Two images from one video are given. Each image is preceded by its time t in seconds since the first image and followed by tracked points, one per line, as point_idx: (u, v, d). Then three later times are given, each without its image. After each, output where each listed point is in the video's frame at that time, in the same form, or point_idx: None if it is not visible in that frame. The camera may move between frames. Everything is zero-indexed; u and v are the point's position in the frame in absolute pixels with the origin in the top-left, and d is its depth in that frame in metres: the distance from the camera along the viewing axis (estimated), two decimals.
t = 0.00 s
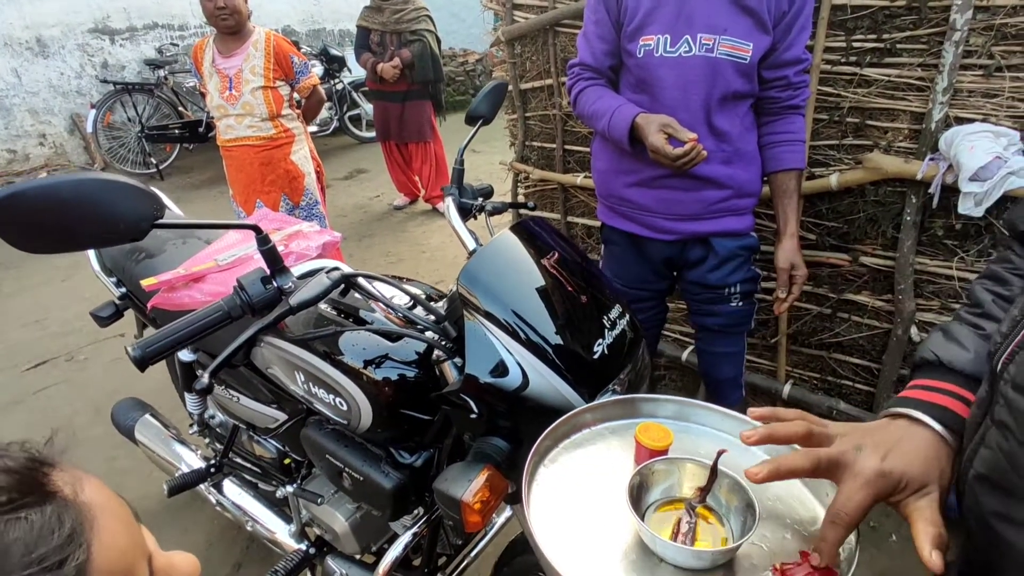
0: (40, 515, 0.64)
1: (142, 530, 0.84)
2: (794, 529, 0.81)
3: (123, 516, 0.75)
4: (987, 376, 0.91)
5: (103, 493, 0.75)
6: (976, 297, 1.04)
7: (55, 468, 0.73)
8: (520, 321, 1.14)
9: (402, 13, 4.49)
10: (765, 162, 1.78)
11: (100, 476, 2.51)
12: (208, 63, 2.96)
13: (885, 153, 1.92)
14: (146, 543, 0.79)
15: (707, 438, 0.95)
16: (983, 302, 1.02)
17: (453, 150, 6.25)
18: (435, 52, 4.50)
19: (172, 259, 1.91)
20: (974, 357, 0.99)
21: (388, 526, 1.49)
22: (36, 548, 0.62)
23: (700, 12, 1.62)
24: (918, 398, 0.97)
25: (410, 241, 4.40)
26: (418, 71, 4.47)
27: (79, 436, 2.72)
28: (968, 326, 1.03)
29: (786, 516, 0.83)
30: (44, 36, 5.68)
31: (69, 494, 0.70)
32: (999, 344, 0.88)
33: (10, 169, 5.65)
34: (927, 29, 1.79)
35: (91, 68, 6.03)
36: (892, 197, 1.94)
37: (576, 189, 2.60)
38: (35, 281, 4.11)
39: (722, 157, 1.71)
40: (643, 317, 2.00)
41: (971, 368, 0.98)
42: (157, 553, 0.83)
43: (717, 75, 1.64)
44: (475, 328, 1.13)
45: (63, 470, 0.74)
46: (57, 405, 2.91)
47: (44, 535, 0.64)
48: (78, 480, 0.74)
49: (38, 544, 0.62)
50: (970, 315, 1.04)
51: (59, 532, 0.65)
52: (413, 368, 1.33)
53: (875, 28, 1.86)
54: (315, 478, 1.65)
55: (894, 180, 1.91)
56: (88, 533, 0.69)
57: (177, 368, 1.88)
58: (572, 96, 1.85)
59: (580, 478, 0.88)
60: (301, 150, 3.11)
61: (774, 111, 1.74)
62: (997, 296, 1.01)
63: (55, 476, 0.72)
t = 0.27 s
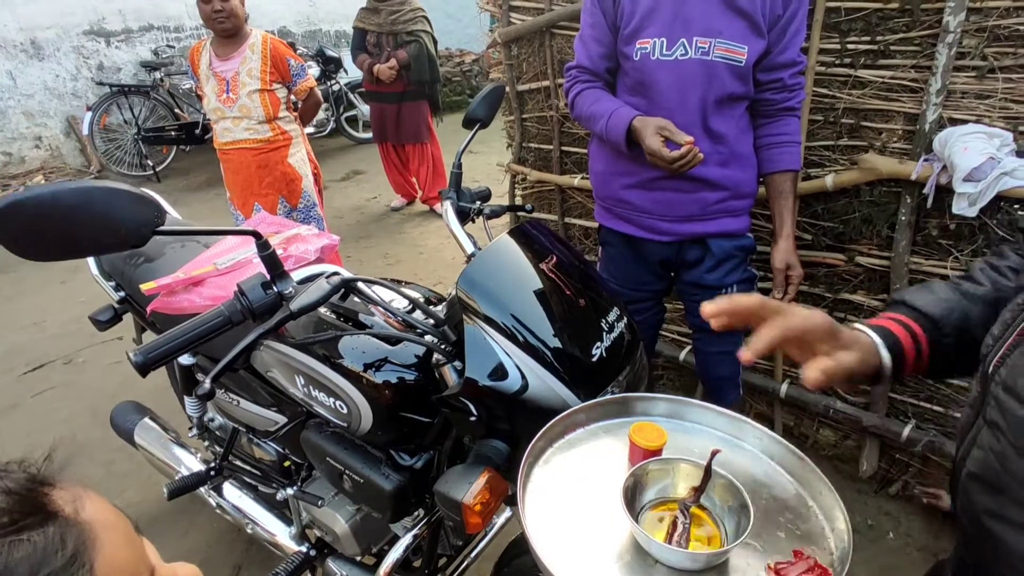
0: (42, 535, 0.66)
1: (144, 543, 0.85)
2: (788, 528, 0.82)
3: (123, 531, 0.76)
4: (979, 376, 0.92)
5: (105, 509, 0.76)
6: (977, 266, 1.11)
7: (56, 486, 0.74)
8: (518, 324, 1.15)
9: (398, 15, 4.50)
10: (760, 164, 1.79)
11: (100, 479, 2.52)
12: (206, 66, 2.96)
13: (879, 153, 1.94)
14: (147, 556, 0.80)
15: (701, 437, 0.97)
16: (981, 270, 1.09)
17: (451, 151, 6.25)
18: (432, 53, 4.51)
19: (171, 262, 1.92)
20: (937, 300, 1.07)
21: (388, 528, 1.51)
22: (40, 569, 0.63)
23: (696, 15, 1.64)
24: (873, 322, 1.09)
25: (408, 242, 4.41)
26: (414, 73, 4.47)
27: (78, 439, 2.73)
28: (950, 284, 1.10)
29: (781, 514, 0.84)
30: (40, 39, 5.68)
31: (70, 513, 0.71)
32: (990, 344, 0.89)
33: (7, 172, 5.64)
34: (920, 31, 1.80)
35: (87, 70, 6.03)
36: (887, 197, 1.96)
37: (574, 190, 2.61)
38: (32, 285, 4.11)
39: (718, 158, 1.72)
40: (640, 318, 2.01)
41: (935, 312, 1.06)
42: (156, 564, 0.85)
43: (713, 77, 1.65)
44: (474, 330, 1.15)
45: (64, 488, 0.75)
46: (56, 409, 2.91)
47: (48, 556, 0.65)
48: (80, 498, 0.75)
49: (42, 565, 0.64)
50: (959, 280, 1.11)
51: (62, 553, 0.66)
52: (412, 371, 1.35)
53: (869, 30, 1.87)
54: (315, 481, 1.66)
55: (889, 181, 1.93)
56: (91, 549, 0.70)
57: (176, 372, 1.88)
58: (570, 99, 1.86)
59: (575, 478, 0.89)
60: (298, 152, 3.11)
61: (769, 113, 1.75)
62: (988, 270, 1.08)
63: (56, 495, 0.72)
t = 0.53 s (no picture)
0: (34, 544, 0.64)
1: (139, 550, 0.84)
2: (796, 534, 0.82)
3: (117, 538, 0.76)
4: (984, 372, 0.92)
5: (98, 516, 0.76)
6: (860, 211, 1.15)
7: (47, 492, 0.73)
8: (518, 321, 1.15)
9: (396, 14, 4.49)
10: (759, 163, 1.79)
11: (99, 480, 2.51)
12: (203, 66, 2.96)
13: (879, 151, 1.93)
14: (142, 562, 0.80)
15: (704, 444, 0.96)
16: (857, 221, 1.14)
17: (449, 151, 6.25)
18: (430, 52, 4.50)
19: (168, 262, 1.91)
20: (804, 249, 1.15)
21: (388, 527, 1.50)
22: None
23: (694, 13, 1.63)
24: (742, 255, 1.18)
25: (407, 242, 4.40)
26: (412, 72, 4.47)
27: (76, 440, 2.72)
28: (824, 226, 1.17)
29: (789, 519, 0.84)
30: (37, 40, 5.66)
31: (62, 520, 0.70)
32: (995, 338, 0.89)
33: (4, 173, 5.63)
34: (919, 28, 1.80)
35: (84, 71, 6.02)
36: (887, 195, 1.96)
37: (572, 188, 2.61)
38: (30, 286, 4.10)
39: (717, 156, 1.72)
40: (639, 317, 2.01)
41: (795, 263, 1.14)
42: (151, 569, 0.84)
43: (712, 74, 1.65)
44: (475, 329, 1.14)
45: (55, 495, 0.74)
46: (54, 410, 2.90)
47: (40, 565, 0.64)
48: (72, 504, 0.74)
49: (35, 573, 0.62)
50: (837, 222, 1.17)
51: (55, 561, 0.65)
52: (412, 369, 1.34)
53: (868, 27, 1.87)
54: (315, 480, 1.65)
55: (888, 179, 1.93)
56: (85, 557, 0.69)
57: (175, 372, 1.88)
58: (569, 97, 1.86)
59: (577, 489, 0.88)
60: (296, 152, 3.11)
61: (769, 110, 1.75)
62: (862, 219, 1.14)
63: (47, 501, 0.72)
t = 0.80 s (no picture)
0: (31, 535, 0.64)
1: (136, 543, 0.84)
2: (801, 535, 0.82)
3: (116, 531, 0.75)
4: (984, 365, 0.92)
5: (96, 507, 0.75)
6: (822, 187, 1.17)
7: (45, 484, 0.73)
8: (520, 317, 1.15)
9: (395, 13, 4.49)
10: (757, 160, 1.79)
11: (99, 480, 2.50)
12: (202, 64, 2.95)
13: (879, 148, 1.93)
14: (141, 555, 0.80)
15: (705, 448, 0.96)
16: (820, 199, 1.16)
17: (448, 150, 6.25)
18: (429, 52, 4.50)
19: (168, 261, 1.91)
20: (769, 233, 1.18)
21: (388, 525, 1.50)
22: (29, 569, 0.62)
23: (695, 9, 1.63)
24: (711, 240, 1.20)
25: (406, 241, 4.40)
26: (412, 72, 4.47)
27: (76, 440, 2.71)
28: (788, 205, 1.20)
29: (794, 520, 0.84)
30: (36, 40, 5.65)
31: (60, 511, 0.70)
32: (995, 333, 0.89)
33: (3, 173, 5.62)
34: (919, 25, 1.80)
35: (83, 71, 6.01)
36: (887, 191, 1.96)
37: (572, 187, 2.61)
38: (29, 286, 4.09)
39: (718, 153, 1.72)
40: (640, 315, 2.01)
41: (762, 246, 1.18)
42: (151, 564, 0.84)
43: (712, 71, 1.65)
44: (477, 324, 1.14)
45: (53, 486, 0.74)
46: (54, 409, 2.90)
47: (37, 557, 0.63)
48: (69, 496, 0.74)
49: (32, 565, 0.62)
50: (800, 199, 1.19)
51: (52, 552, 0.65)
52: (413, 365, 1.34)
53: (868, 24, 1.87)
54: (315, 478, 1.65)
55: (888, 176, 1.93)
56: (83, 548, 0.69)
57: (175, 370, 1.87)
58: (569, 95, 1.86)
59: (578, 500, 0.88)
60: (296, 151, 3.11)
61: (769, 106, 1.75)
62: (824, 196, 1.16)
63: (44, 492, 0.72)
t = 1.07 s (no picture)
0: (28, 533, 0.64)
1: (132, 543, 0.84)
2: (797, 535, 0.82)
3: (112, 530, 0.75)
4: (978, 363, 0.92)
5: (92, 507, 0.75)
6: (813, 186, 1.17)
7: (40, 483, 0.73)
8: (519, 317, 1.15)
9: (395, 13, 4.49)
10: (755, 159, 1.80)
11: (98, 480, 2.50)
12: (202, 64, 2.95)
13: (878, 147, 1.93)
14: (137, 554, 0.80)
15: (701, 451, 0.96)
16: (811, 198, 1.17)
17: (448, 150, 6.25)
18: (428, 52, 4.50)
19: (168, 261, 1.91)
20: (761, 233, 1.19)
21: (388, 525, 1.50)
22: (26, 568, 0.62)
23: (694, 8, 1.63)
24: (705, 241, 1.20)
25: (405, 241, 4.40)
26: (411, 71, 4.46)
27: (76, 440, 2.71)
28: (780, 205, 1.20)
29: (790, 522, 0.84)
30: (35, 40, 5.65)
31: (56, 510, 0.70)
32: (989, 330, 0.89)
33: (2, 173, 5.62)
34: (917, 25, 1.80)
35: (83, 71, 6.01)
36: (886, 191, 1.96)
37: (572, 186, 2.61)
38: (28, 286, 4.09)
39: (718, 152, 1.72)
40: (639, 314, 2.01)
41: (754, 246, 1.18)
42: (147, 564, 0.84)
43: (711, 70, 1.65)
44: (475, 324, 1.14)
45: (49, 485, 0.74)
46: (53, 410, 2.90)
47: (33, 555, 0.63)
48: (64, 495, 0.74)
49: (28, 564, 0.62)
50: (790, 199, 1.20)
51: (49, 551, 0.65)
52: (412, 366, 1.34)
53: (867, 24, 1.87)
54: (315, 478, 1.65)
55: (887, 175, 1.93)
56: (80, 548, 0.69)
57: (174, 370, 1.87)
58: (569, 94, 1.86)
59: (574, 506, 0.87)
60: (295, 151, 3.11)
61: (769, 106, 1.75)
62: (815, 196, 1.16)
63: (41, 492, 0.71)
